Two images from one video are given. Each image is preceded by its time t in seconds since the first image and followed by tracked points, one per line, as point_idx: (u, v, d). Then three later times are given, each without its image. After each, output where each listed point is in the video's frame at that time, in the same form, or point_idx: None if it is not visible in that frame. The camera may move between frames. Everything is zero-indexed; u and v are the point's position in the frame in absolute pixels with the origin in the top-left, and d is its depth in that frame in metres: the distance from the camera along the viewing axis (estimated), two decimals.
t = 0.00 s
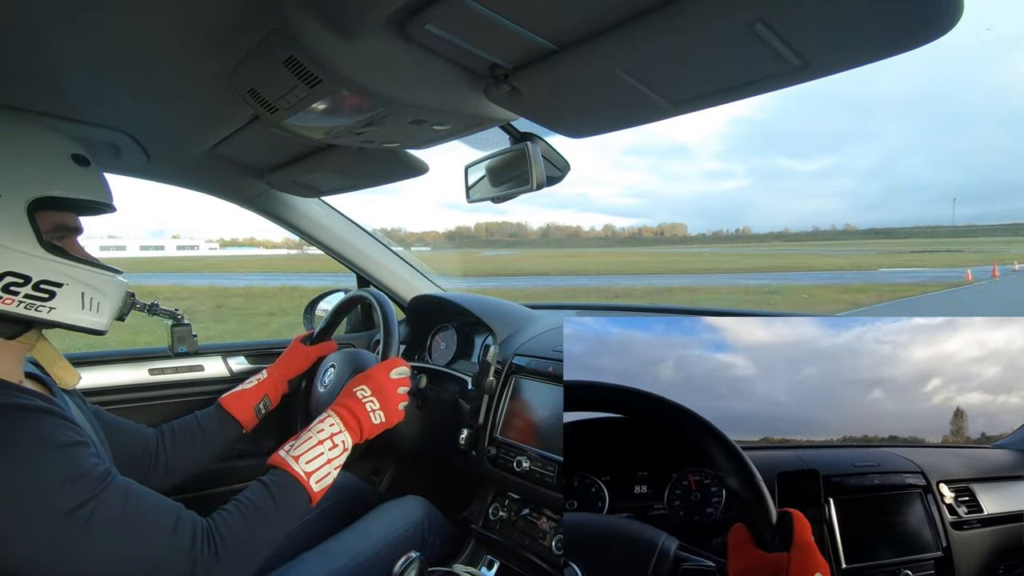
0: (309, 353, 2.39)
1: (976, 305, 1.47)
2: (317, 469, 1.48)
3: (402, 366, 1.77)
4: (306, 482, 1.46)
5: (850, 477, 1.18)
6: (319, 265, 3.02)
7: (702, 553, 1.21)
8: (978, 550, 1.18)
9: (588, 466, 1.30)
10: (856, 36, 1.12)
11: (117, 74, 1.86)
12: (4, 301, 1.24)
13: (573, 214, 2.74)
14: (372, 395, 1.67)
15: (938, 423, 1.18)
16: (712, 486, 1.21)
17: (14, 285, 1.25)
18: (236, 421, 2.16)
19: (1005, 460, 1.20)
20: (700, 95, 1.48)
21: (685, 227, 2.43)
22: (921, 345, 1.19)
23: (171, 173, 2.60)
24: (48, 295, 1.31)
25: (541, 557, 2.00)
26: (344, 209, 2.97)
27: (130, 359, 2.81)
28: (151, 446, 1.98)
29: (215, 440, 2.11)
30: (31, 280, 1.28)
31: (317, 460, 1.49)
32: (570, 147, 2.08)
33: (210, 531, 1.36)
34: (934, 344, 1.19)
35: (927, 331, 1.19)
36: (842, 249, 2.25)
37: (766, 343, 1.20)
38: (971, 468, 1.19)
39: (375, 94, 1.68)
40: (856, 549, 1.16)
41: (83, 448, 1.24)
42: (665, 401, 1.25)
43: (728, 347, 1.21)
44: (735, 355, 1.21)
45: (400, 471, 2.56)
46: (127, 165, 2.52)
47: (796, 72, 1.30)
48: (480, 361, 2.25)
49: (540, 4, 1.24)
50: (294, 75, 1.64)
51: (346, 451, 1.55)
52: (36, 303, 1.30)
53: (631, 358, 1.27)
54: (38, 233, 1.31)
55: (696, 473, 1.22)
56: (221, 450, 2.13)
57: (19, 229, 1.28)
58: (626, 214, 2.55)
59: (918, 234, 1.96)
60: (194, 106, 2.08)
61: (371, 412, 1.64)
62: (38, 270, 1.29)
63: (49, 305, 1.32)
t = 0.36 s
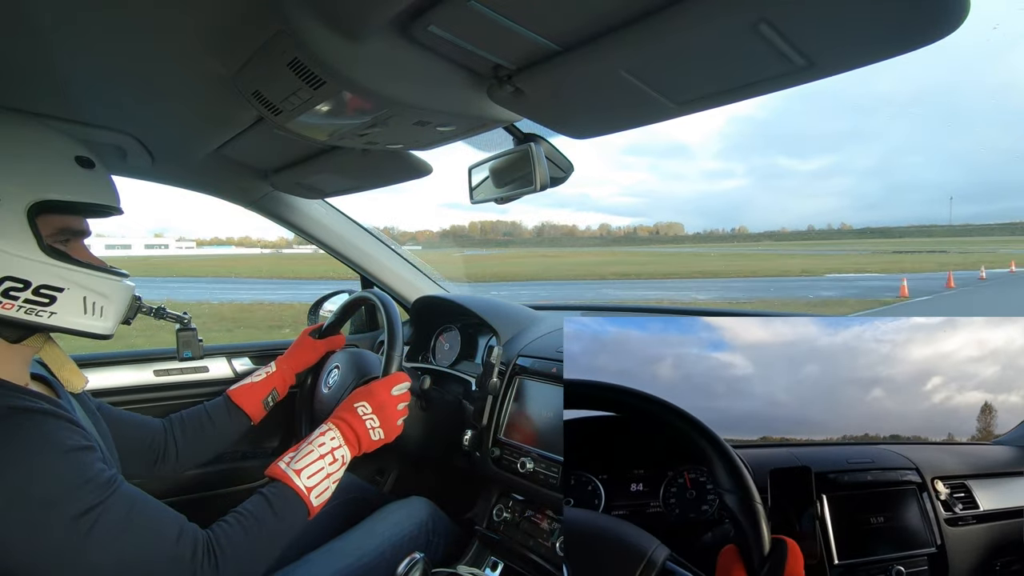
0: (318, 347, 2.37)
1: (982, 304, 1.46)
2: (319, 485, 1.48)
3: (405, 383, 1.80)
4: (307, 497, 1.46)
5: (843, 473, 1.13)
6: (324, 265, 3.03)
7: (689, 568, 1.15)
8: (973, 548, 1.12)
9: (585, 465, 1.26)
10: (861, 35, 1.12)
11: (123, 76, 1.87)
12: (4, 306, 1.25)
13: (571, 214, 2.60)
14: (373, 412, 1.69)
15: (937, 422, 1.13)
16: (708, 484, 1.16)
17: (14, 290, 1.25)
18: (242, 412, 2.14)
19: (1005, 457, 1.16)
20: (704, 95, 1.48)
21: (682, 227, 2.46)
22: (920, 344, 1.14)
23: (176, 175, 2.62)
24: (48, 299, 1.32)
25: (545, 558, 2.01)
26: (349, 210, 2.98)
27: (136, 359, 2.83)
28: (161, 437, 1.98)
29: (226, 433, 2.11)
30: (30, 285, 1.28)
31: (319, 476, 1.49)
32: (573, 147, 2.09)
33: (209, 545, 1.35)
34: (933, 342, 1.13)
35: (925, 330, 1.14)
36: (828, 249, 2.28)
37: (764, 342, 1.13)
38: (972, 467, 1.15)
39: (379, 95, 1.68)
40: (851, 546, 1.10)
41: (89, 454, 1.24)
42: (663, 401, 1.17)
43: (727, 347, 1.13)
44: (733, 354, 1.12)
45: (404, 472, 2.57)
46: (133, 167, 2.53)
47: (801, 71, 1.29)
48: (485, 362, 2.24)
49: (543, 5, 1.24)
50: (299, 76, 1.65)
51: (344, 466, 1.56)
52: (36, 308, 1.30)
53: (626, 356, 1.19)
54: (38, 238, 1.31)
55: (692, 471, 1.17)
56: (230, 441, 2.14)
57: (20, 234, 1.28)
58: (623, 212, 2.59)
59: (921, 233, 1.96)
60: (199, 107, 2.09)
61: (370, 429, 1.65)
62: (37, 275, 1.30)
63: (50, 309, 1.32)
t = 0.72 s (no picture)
0: (336, 339, 2.41)
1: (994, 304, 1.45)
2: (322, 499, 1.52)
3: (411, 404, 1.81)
4: (309, 511, 1.50)
5: (845, 470, 1.11)
6: (335, 266, 3.05)
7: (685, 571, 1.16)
8: (976, 543, 1.10)
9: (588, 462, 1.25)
10: (874, 32, 1.11)
11: (137, 79, 1.90)
12: (9, 311, 1.25)
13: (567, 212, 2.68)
14: (376, 431, 1.69)
15: (937, 422, 1.10)
16: (709, 481, 1.16)
17: (19, 294, 1.26)
18: (260, 398, 2.24)
19: (1012, 454, 1.12)
20: (714, 94, 1.47)
21: (675, 225, 2.70)
22: (918, 341, 1.11)
23: (189, 177, 2.65)
24: (53, 303, 1.32)
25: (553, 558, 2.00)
26: (360, 212, 3.00)
27: (149, 359, 2.86)
28: (181, 425, 2.08)
29: (243, 420, 2.21)
30: (35, 288, 1.29)
31: (322, 491, 1.53)
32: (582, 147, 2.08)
33: (213, 555, 1.36)
34: (930, 342, 1.10)
35: (921, 329, 1.10)
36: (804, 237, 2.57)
37: (763, 341, 1.11)
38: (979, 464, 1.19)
39: (389, 97, 1.69)
40: (851, 542, 1.09)
41: (101, 456, 1.24)
42: (658, 398, 1.18)
43: (723, 345, 1.12)
44: (730, 353, 1.11)
45: (413, 472, 2.57)
46: (147, 169, 2.56)
47: (811, 70, 1.29)
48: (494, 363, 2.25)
49: (552, 6, 1.24)
50: (309, 78, 1.66)
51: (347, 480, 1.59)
52: (41, 312, 1.30)
53: (624, 354, 1.19)
54: (43, 242, 1.32)
55: (693, 468, 1.17)
56: (248, 428, 2.23)
57: (25, 239, 1.29)
58: (620, 211, 2.82)
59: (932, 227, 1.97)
60: (211, 110, 2.12)
61: (375, 448, 1.67)
62: (42, 278, 1.30)
63: (55, 313, 1.32)
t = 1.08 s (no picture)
0: (353, 331, 2.40)
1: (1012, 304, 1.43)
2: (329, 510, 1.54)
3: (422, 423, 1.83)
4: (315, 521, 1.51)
5: (855, 468, 1.14)
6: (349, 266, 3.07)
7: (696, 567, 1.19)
8: (993, 543, 1.12)
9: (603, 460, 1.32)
10: (893, 29, 1.10)
11: (155, 80, 1.92)
12: (29, 309, 1.28)
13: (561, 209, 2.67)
14: (385, 445, 1.72)
15: (933, 420, 1.09)
16: (722, 479, 1.18)
17: (40, 292, 1.29)
18: (279, 391, 2.25)
19: None
20: (729, 93, 1.46)
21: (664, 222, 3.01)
22: (912, 340, 1.08)
23: (206, 177, 2.67)
24: (74, 301, 1.33)
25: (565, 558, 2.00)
26: (373, 212, 3.01)
27: (167, 357, 2.90)
28: (200, 414, 2.09)
29: (261, 410, 2.22)
30: (56, 287, 1.31)
31: (330, 501, 1.55)
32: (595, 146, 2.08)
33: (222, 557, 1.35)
34: (923, 341, 1.07)
35: (915, 328, 1.08)
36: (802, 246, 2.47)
37: (759, 340, 1.11)
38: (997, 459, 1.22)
39: (402, 97, 1.69)
40: (865, 541, 1.12)
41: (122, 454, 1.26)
42: (671, 395, 1.20)
43: (718, 344, 1.13)
44: (725, 352, 1.13)
45: (427, 468, 2.58)
46: (165, 169, 2.59)
47: (827, 68, 1.28)
48: (505, 362, 2.25)
49: (564, 5, 1.24)
50: (322, 78, 1.67)
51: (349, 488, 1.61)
52: (62, 309, 1.32)
53: (620, 354, 1.24)
54: (66, 241, 1.34)
55: (705, 466, 1.20)
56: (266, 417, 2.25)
57: (46, 237, 1.31)
58: (614, 210, 2.90)
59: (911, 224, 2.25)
60: (227, 111, 2.13)
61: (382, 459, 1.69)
62: (63, 277, 1.32)
63: (75, 311, 1.33)
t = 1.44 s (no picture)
0: (369, 320, 2.35)
1: None
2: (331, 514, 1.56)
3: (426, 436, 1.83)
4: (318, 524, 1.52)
5: (873, 468, 1.16)
6: (361, 260, 3.08)
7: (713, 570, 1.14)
8: (1011, 543, 1.16)
9: (622, 459, 1.22)
10: (915, 25, 1.08)
11: (173, 75, 1.93)
12: (56, 298, 1.29)
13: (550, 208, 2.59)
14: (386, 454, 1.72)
15: (926, 417, 1.15)
16: (740, 478, 1.15)
17: (66, 283, 1.30)
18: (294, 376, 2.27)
19: None
20: (745, 89, 1.45)
21: (642, 222, 2.89)
22: (905, 339, 1.13)
23: (221, 170, 2.69)
24: (98, 292, 1.35)
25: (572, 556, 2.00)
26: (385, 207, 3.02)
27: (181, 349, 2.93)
28: (220, 394, 2.14)
29: (279, 391, 2.27)
30: (81, 277, 1.33)
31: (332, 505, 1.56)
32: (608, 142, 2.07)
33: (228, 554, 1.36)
34: (916, 339, 1.13)
35: (908, 326, 1.13)
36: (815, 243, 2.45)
37: (753, 339, 1.13)
38: (1000, 458, 1.19)
39: (417, 92, 1.69)
40: (884, 542, 1.15)
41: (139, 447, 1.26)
42: (694, 396, 1.17)
43: (712, 344, 1.15)
44: (719, 351, 1.15)
45: (435, 463, 2.56)
46: (182, 162, 2.62)
47: (846, 64, 1.26)
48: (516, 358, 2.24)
49: None
50: (337, 72, 1.67)
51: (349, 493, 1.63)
52: (87, 300, 1.33)
53: (609, 354, 1.21)
54: (90, 233, 1.36)
55: (723, 466, 1.16)
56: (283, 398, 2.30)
57: (72, 228, 1.33)
58: (596, 210, 2.72)
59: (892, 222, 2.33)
60: (243, 105, 2.15)
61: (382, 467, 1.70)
62: (88, 268, 1.34)
63: (99, 301, 1.35)
